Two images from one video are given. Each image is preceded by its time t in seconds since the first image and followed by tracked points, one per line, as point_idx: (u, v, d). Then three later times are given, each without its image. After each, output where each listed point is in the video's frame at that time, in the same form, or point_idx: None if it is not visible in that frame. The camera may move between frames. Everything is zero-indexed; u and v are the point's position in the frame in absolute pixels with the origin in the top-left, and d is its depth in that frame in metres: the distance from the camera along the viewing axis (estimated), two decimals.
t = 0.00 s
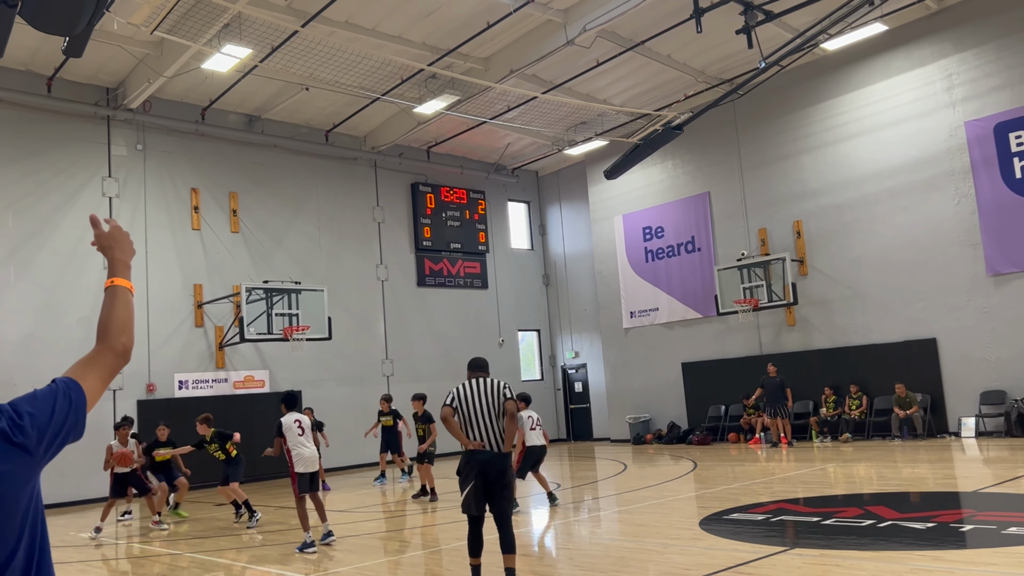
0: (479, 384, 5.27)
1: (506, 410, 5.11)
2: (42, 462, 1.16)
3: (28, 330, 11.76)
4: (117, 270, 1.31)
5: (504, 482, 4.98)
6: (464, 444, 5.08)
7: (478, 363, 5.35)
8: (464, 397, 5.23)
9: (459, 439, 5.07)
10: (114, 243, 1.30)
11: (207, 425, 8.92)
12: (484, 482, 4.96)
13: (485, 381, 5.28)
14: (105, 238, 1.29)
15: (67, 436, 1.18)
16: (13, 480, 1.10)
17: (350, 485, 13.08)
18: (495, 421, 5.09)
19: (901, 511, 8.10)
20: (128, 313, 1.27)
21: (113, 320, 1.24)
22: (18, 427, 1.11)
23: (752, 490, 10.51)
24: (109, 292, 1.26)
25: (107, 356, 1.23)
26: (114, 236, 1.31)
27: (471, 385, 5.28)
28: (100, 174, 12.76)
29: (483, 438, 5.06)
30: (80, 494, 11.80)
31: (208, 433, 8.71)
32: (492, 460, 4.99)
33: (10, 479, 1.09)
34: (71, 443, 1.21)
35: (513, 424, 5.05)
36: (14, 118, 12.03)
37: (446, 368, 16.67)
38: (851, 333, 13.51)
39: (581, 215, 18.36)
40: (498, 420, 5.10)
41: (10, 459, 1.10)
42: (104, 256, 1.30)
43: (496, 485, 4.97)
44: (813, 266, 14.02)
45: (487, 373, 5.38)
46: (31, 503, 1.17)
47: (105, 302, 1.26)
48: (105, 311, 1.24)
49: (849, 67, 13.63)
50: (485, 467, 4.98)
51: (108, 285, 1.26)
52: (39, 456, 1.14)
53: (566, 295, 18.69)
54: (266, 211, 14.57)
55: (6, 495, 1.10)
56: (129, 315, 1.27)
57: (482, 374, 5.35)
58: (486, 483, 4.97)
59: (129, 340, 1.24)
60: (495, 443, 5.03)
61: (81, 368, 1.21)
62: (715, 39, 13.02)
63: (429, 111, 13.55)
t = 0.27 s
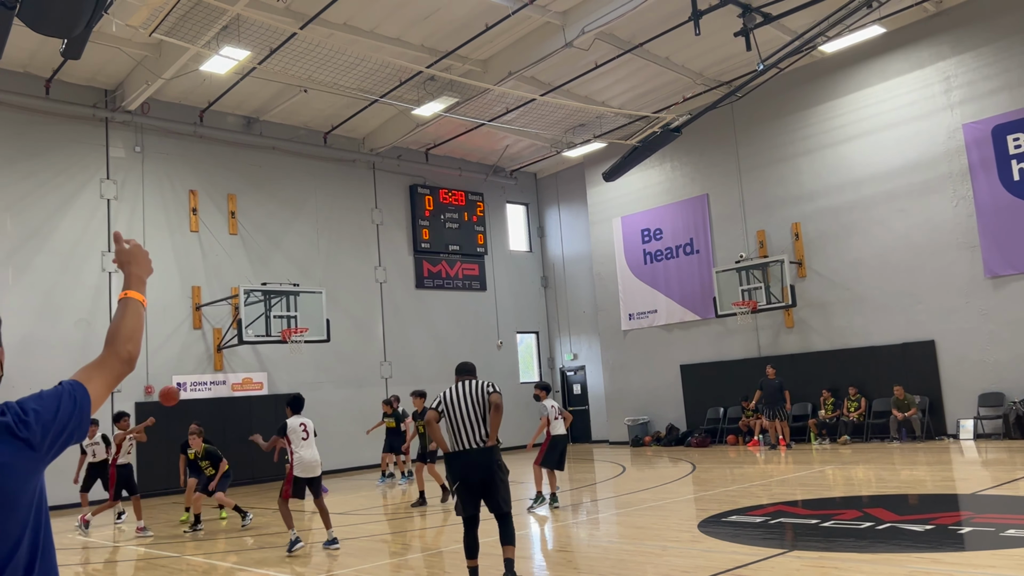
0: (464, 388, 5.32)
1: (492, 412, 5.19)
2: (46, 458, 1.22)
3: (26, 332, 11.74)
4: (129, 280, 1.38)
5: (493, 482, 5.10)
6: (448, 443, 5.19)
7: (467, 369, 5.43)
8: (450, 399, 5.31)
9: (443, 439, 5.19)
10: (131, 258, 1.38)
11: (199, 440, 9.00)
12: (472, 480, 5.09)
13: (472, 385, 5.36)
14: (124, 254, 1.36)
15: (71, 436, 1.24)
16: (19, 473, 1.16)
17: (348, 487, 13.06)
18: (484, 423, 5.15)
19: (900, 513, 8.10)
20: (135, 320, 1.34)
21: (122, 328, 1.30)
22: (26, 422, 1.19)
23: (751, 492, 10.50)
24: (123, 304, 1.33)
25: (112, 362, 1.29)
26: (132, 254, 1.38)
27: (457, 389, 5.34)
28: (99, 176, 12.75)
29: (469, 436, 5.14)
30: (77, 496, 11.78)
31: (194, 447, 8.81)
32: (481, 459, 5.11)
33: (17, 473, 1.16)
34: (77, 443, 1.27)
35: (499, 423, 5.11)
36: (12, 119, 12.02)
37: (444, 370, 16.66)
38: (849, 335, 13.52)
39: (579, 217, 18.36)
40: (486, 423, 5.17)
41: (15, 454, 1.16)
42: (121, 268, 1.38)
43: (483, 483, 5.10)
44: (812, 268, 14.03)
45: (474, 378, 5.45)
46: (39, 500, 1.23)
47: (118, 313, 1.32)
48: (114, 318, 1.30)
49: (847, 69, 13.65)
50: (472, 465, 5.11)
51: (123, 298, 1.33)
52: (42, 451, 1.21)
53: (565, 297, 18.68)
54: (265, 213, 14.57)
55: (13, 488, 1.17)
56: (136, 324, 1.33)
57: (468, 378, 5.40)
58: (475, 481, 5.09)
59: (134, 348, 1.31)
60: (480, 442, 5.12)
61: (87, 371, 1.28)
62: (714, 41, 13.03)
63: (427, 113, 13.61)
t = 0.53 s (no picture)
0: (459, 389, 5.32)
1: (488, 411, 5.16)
2: (52, 459, 1.24)
3: (24, 332, 11.72)
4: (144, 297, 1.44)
5: (488, 480, 5.09)
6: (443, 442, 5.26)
7: (465, 367, 5.46)
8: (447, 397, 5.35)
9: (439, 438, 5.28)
10: (150, 276, 1.44)
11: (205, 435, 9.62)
12: (466, 479, 5.09)
13: (469, 383, 5.38)
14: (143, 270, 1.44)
15: (77, 437, 1.26)
16: (24, 472, 1.17)
17: (347, 488, 13.06)
18: (478, 421, 5.14)
19: (898, 514, 8.11)
20: (146, 332, 1.38)
21: (134, 338, 1.34)
22: (32, 420, 1.20)
23: (749, 493, 10.51)
24: (138, 316, 1.38)
25: (122, 368, 1.33)
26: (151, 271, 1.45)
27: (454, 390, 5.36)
28: (98, 176, 12.74)
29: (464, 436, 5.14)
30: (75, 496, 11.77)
31: (226, 431, 8.76)
32: (475, 456, 5.12)
33: (22, 470, 1.17)
34: (82, 446, 1.29)
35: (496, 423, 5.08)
36: (11, 119, 12.01)
37: (443, 371, 16.66)
38: (847, 337, 13.53)
39: (578, 218, 18.37)
40: (482, 420, 5.15)
41: (21, 450, 1.18)
42: (138, 286, 1.43)
43: (478, 482, 5.09)
44: (810, 269, 14.05)
45: (473, 375, 5.46)
46: (43, 503, 1.24)
47: (131, 326, 1.37)
48: (128, 328, 1.35)
49: (846, 71, 13.67)
50: (466, 464, 5.12)
51: (138, 311, 1.38)
52: (48, 454, 1.22)
53: (563, 297, 18.69)
54: (264, 213, 14.56)
55: (20, 487, 1.18)
56: (147, 336, 1.37)
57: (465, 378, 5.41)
58: (469, 480, 5.09)
59: (143, 357, 1.34)
60: (476, 440, 5.12)
61: (95, 376, 1.31)
62: (713, 42, 13.05)
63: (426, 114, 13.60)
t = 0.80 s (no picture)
0: (463, 389, 5.33)
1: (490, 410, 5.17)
2: (43, 465, 1.24)
3: (20, 332, 11.71)
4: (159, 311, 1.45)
5: (488, 480, 5.09)
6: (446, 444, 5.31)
7: (467, 364, 5.46)
8: (448, 398, 5.38)
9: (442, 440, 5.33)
10: (169, 291, 1.46)
11: (185, 429, 9.95)
12: (465, 478, 5.11)
13: (470, 381, 5.39)
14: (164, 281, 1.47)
15: (69, 447, 1.26)
16: (13, 477, 1.18)
17: (344, 488, 13.06)
18: (478, 422, 5.15)
19: (894, 515, 8.12)
20: (154, 346, 1.39)
21: (141, 349, 1.36)
22: (23, 425, 1.21)
23: (746, 494, 10.52)
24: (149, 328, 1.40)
25: (122, 380, 1.34)
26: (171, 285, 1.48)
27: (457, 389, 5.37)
28: (95, 175, 12.72)
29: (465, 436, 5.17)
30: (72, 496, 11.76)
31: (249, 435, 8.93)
32: (475, 455, 5.12)
33: (12, 475, 1.17)
34: (76, 455, 1.29)
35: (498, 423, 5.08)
36: (8, 119, 11.99)
37: (440, 370, 16.65)
38: (844, 338, 13.55)
39: (576, 218, 18.38)
40: (483, 418, 5.16)
41: (11, 454, 1.18)
42: (158, 300, 1.45)
43: (477, 482, 5.10)
44: (807, 270, 14.06)
45: (476, 373, 5.46)
46: (32, 510, 1.23)
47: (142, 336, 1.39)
48: (137, 339, 1.36)
49: (843, 72, 13.68)
50: (467, 463, 5.12)
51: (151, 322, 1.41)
52: (38, 460, 1.22)
53: (561, 298, 18.70)
54: (261, 213, 14.55)
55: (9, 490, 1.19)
56: (156, 350, 1.39)
57: (469, 376, 5.41)
58: (469, 479, 5.10)
59: (146, 371, 1.35)
60: (479, 440, 5.13)
61: (95, 386, 1.32)
62: (711, 43, 13.06)
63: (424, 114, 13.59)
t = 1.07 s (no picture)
0: (460, 387, 5.34)
1: (488, 407, 5.15)
2: (32, 461, 1.25)
3: (15, 330, 11.69)
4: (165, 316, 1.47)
5: (486, 477, 5.11)
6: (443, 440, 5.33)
7: (464, 362, 5.45)
8: (445, 396, 5.39)
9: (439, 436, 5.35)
10: (178, 291, 1.50)
11: (156, 427, 10.16)
12: (462, 476, 5.14)
13: (468, 379, 5.39)
14: (174, 286, 1.49)
15: (60, 443, 1.27)
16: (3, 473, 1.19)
17: (339, 486, 13.06)
18: (475, 419, 5.15)
19: (888, 515, 8.14)
20: (154, 351, 1.40)
21: (143, 351, 1.38)
22: (12, 421, 1.23)
23: (740, 493, 10.54)
24: (155, 330, 1.43)
25: (120, 382, 1.35)
26: (181, 288, 1.50)
27: (455, 387, 5.37)
28: (90, 173, 12.70)
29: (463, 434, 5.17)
30: (67, 494, 11.75)
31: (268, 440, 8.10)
32: (473, 453, 5.13)
33: None
34: (66, 454, 1.30)
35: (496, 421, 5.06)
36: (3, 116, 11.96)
37: (436, 369, 16.65)
38: (839, 337, 13.58)
39: (572, 217, 18.38)
40: (480, 416, 5.16)
41: None
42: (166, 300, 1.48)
43: (475, 480, 5.13)
44: (803, 270, 14.08)
45: (473, 371, 5.44)
46: (20, 508, 1.23)
47: (145, 339, 1.41)
48: (139, 341, 1.39)
49: (839, 72, 13.70)
50: (465, 461, 5.14)
51: (156, 325, 1.43)
52: (26, 456, 1.23)
53: (557, 297, 18.70)
54: (257, 211, 14.53)
55: None
56: (157, 352, 1.41)
57: (467, 374, 5.40)
58: (466, 477, 5.13)
59: (145, 373, 1.36)
60: (476, 438, 5.14)
61: (91, 386, 1.32)
62: (707, 43, 13.07)
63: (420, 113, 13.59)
